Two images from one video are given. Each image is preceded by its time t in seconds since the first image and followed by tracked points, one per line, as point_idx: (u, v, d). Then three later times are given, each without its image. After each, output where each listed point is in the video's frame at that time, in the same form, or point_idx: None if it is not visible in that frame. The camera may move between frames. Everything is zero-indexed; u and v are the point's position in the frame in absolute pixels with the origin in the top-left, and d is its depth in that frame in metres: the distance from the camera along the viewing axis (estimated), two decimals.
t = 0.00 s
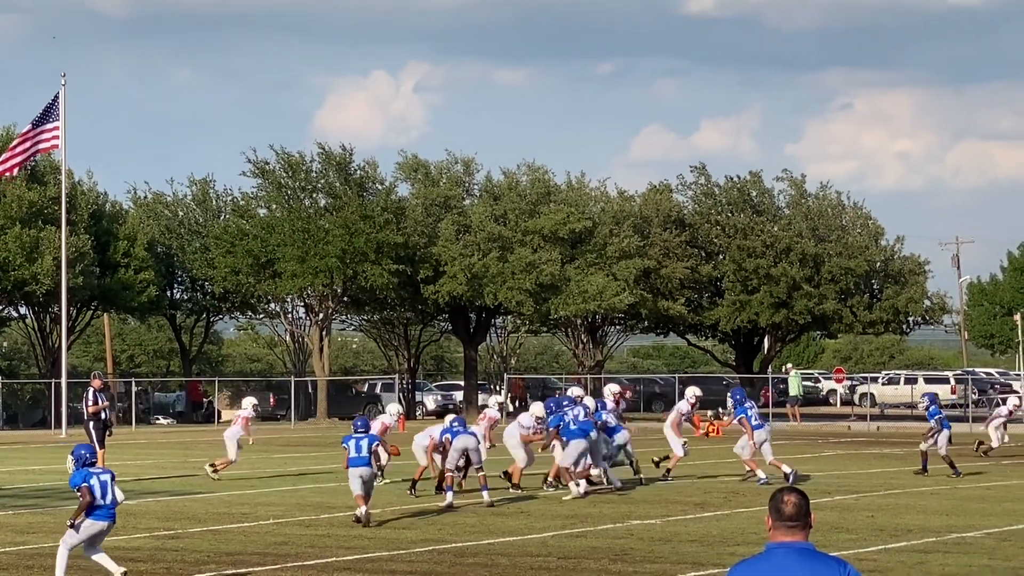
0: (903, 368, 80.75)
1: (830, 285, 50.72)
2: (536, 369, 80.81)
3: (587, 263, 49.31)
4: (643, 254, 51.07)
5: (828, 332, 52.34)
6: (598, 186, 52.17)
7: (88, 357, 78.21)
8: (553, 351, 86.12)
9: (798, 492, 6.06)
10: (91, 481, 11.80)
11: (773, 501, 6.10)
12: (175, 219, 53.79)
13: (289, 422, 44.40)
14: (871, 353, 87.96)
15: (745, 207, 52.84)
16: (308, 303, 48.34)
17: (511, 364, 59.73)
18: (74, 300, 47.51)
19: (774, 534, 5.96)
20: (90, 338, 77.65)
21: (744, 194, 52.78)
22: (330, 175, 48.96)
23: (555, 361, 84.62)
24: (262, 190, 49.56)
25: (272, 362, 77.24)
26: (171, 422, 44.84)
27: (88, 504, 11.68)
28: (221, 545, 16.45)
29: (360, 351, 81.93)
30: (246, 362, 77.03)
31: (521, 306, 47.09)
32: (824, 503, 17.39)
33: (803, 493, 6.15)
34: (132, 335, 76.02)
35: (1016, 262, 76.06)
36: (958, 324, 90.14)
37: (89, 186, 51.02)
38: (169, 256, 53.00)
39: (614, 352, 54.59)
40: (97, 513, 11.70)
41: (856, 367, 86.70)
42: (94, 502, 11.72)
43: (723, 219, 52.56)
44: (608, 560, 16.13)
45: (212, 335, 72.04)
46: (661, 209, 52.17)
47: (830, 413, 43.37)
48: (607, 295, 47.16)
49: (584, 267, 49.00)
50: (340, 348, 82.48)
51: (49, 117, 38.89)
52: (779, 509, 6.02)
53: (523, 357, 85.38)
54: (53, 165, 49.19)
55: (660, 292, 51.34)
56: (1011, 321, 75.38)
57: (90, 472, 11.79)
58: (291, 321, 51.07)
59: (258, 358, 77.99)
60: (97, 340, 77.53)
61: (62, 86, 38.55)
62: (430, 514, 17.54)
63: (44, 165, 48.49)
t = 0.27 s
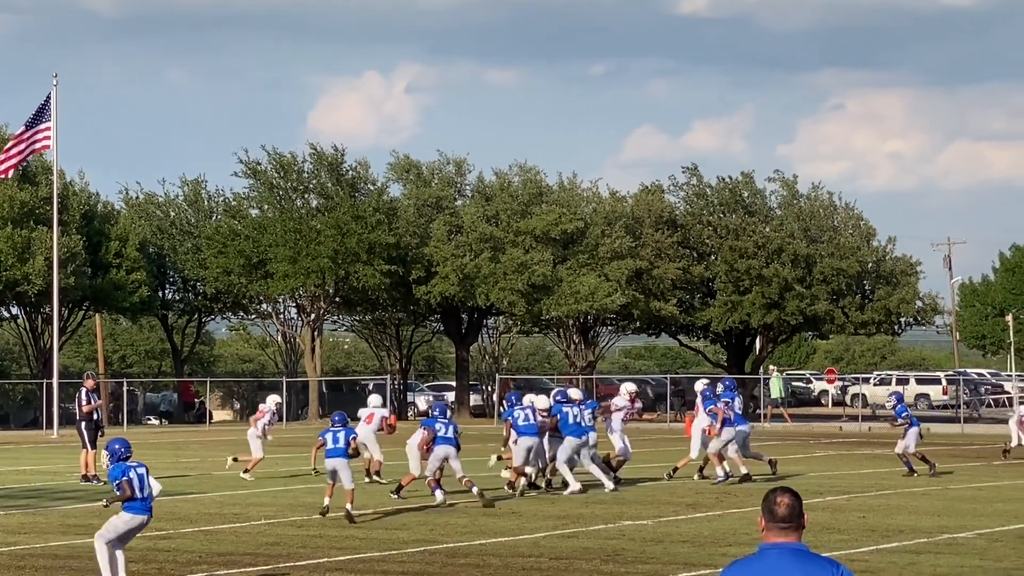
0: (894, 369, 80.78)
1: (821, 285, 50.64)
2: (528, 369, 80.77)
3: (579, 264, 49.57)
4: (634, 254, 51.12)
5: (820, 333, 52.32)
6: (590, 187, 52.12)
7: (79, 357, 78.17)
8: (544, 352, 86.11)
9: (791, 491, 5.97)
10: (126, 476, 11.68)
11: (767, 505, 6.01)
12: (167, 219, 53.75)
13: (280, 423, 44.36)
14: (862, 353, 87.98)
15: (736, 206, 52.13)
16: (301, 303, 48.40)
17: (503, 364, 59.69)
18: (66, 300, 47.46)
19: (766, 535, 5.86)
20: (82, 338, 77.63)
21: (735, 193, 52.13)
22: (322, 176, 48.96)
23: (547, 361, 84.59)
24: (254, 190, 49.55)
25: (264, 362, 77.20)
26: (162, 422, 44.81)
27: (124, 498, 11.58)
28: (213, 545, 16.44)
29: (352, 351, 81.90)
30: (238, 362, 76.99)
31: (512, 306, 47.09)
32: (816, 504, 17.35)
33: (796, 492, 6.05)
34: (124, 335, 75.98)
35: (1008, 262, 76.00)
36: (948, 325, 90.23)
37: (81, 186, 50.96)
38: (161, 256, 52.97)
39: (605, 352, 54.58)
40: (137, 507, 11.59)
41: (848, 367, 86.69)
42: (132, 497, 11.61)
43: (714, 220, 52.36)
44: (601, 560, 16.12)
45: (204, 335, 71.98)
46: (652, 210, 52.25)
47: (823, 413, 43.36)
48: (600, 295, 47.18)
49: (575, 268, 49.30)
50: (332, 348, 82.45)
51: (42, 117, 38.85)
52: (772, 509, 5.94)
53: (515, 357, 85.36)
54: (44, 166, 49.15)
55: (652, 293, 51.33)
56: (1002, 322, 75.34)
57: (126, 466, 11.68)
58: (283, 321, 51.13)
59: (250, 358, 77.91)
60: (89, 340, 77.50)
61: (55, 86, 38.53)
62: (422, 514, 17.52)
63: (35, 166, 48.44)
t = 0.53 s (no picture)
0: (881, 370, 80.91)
1: (810, 286, 50.79)
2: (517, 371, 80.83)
3: (566, 265, 49.46)
4: (622, 255, 51.04)
5: (808, 334, 52.38)
6: (579, 188, 52.02)
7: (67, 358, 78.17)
8: (532, 353, 86.21)
9: (783, 498, 6.01)
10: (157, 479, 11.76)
11: (754, 506, 6.04)
12: (155, 219, 53.71)
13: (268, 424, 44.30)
14: (851, 354, 88.11)
15: (724, 208, 52.76)
16: (288, 305, 48.27)
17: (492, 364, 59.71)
18: (53, 301, 47.43)
19: (753, 537, 5.90)
20: (70, 339, 77.60)
21: (723, 194, 52.76)
22: (311, 176, 48.82)
23: (535, 362, 84.65)
24: (242, 191, 49.52)
25: (252, 363, 77.21)
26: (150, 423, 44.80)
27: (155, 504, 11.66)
28: (200, 547, 16.45)
29: (340, 352, 81.94)
30: (226, 363, 77.01)
31: (500, 307, 47.21)
32: (804, 505, 17.34)
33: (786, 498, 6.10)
34: (111, 336, 75.97)
35: (996, 263, 76.07)
36: (937, 326, 90.38)
37: (68, 187, 50.90)
38: (149, 257, 52.95)
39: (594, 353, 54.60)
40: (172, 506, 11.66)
41: (835, 368, 86.72)
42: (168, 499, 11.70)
43: (702, 220, 52.64)
44: (589, 561, 16.12)
45: (192, 336, 72.00)
46: (641, 211, 52.11)
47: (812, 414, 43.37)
48: (587, 296, 47.14)
49: (563, 269, 49.14)
50: (320, 349, 82.45)
51: (30, 118, 38.86)
52: (760, 512, 5.99)
53: (503, 358, 85.42)
54: (31, 167, 49.13)
55: (640, 294, 51.28)
56: (989, 322, 75.37)
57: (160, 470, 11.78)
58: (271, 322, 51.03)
59: (239, 359, 77.93)
60: (77, 340, 77.48)
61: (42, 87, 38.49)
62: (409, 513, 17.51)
63: (21, 167, 48.40)
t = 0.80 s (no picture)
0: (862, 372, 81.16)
1: (790, 289, 50.99)
2: (500, 373, 80.85)
3: (548, 267, 49.47)
4: (604, 257, 51.06)
5: (788, 336, 52.59)
6: (560, 190, 52.00)
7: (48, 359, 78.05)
8: (514, 355, 86.26)
9: (763, 499, 5.85)
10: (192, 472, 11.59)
11: (733, 507, 5.90)
12: (136, 222, 53.67)
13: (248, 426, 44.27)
14: (832, 356, 88.29)
15: (705, 210, 52.90)
16: (270, 307, 48.29)
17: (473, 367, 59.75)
18: (34, 303, 47.37)
19: (734, 537, 5.74)
20: (51, 341, 77.50)
21: (705, 197, 52.85)
22: (292, 178, 49.07)
23: (517, 365, 84.72)
24: (223, 193, 49.57)
25: (233, 365, 77.20)
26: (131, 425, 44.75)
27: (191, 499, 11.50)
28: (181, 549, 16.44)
29: (322, 355, 81.99)
30: (207, 364, 76.96)
31: (482, 309, 47.17)
32: (785, 508, 17.36)
33: (767, 499, 5.94)
34: (92, 338, 75.92)
35: (975, 266, 76.27)
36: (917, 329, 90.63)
37: (48, 189, 50.87)
38: (130, 259, 52.95)
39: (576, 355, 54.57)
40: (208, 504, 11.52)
41: (816, 370, 86.82)
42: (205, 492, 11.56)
43: (684, 223, 52.85)
44: (570, 563, 16.13)
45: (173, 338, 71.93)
46: (621, 213, 52.14)
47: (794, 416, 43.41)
48: (569, 298, 47.24)
49: (545, 271, 49.19)
50: (302, 352, 82.47)
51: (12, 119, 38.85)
52: (740, 514, 5.82)
53: (484, 360, 85.49)
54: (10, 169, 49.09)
55: (621, 296, 51.31)
56: (970, 325, 75.69)
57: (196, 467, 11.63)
58: (253, 325, 50.88)
59: (220, 361, 77.89)
60: (58, 342, 77.37)
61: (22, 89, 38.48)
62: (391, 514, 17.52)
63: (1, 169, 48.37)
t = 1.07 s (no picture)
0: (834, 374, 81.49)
1: (764, 290, 51.25)
2: (474, 375, 80.93)
3: (522, 269, 49.30)
4: (577, 259, 51.08)
5: (762, 339, 53.04)
6: (534, 192, 52.03)
7: (23, 361, 77.99)
8: (488, 357, 86.38)
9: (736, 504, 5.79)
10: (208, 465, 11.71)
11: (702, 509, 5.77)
12: (109, 223, 53.63)
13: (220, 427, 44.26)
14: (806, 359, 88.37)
15: (679, 213, 52.84)
16: (243, 308, 47.87)
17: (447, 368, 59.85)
18: (6, 305, 47.30)
19: (705, 540, 5.69)
20: (25, 343, 77.45)
21: (678, 200, 52.84)
22: (265, 180, 49.29)
23: (491, 367, 84.90)
24: (197, 195, 49.60)
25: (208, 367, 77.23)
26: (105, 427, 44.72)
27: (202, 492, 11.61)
28: (154, 551, 16.40)
29: (296, 357, 82.13)
30: (182, 366, 76.97)
31: (456, 312, 47.27)
32: (758, 510, 17.37)
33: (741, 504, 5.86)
34: (67, 340, 75.91)
35: (948, 268, 76.71)
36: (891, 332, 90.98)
37: (20, 192, 50.87)
38: (103, 261, 52.96)
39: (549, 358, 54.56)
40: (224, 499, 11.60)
41: (790, 373, 87.14)
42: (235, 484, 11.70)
43: (658, 225, 52.84)
44: (543, 565, 16.11)
45: (147, 340, 71.93)
46: (596, 215, 52.03)
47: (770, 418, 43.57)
48: (543, 300, 47.03)
49: (518, 273, 48.91)
50: (276, 353, 82.57)
51: None
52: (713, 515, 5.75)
53: (459, 362, 85.69)
54: None
55: (595, 298, 51.45)
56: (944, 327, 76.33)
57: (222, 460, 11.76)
58: (226, 327, 50.44)
59: (194, 363, 77.89)
60: (33, 344, 77.28)
61: None
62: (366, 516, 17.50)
63: None
